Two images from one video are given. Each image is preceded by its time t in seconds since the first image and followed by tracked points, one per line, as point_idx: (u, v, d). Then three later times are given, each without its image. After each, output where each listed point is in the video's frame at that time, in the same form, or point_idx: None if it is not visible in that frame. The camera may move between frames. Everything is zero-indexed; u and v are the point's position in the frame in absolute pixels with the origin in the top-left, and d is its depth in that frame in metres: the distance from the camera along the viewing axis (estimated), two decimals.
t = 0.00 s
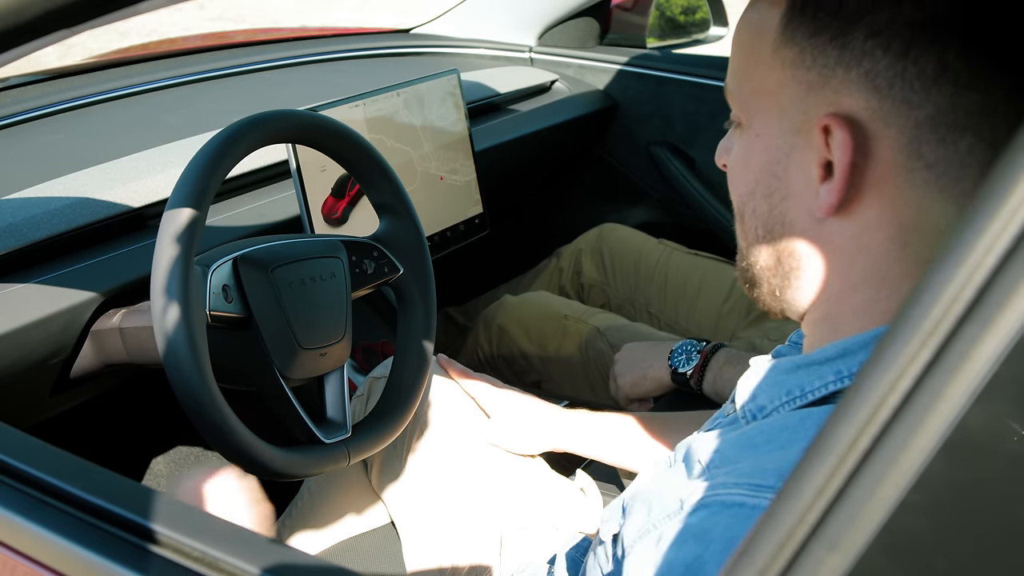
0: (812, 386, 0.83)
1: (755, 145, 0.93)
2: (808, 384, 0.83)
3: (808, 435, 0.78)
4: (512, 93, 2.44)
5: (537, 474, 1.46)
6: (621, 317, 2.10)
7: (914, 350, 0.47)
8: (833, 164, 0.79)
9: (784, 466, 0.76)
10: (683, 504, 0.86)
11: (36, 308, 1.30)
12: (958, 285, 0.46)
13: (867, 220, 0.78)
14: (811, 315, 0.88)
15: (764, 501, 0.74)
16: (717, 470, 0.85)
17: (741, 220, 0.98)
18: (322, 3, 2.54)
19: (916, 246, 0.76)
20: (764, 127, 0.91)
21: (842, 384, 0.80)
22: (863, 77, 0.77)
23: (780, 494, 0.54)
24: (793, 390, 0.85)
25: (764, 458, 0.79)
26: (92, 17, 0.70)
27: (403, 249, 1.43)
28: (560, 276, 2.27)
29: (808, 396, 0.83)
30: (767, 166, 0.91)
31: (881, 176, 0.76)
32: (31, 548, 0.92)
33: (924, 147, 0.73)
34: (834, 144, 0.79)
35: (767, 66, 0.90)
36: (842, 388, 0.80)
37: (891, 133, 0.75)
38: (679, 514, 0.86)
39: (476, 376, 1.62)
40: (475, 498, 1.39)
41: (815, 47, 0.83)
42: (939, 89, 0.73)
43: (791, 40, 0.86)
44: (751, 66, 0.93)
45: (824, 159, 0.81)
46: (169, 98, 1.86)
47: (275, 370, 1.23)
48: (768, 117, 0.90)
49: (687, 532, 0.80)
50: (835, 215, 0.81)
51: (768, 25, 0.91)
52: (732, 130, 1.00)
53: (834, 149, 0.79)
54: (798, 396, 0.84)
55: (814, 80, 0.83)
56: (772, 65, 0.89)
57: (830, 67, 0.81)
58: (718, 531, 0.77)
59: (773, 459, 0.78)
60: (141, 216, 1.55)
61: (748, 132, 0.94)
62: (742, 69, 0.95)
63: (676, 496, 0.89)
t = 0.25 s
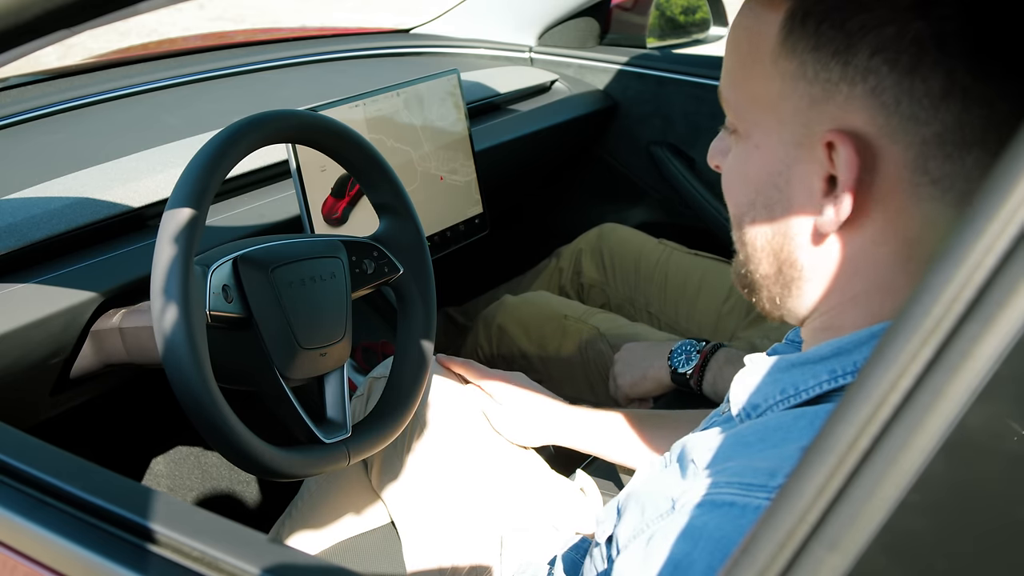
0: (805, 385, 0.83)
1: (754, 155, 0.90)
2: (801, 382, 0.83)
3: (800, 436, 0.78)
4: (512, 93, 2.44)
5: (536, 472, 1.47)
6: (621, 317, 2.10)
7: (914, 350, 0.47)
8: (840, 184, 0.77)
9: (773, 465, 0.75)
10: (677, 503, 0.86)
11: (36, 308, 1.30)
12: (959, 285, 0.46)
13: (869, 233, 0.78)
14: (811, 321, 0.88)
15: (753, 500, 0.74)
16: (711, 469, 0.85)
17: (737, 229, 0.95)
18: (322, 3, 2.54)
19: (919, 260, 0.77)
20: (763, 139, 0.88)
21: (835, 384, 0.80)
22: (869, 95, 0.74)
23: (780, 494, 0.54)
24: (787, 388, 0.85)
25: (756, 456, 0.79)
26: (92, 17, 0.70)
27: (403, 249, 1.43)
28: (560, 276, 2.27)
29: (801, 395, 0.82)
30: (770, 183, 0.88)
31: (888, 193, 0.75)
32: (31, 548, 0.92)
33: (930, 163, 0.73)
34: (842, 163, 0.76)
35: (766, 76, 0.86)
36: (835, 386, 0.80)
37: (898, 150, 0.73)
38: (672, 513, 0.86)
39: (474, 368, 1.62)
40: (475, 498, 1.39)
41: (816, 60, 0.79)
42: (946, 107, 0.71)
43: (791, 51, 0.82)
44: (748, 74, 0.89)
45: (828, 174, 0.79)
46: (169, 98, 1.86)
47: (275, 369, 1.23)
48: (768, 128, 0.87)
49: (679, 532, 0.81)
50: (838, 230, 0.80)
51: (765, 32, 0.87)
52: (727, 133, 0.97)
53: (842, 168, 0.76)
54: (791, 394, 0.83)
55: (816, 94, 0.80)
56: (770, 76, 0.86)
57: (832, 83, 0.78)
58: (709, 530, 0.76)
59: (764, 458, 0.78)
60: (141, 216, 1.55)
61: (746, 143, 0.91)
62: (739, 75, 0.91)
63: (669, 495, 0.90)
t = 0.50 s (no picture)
0: (805, 385, 0.83)
1: (747, 163, 0.90)
2: (800, 383, 0.83)
3: (799, 436, 0.78)
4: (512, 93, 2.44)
5: (536, 472, 1.47)
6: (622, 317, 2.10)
7: (914, 350, 0.47)
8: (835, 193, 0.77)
9: (773, 466, 0.75)
10: (676, 504, 0.86)
11: (36, 308, 1.30)
12: (959, 284, 0.46)
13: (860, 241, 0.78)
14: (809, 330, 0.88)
15: (753, 502, 0.74)
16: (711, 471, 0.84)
17: (731, 235, 0.94)
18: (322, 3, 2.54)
19: (917, 264, 0.77)
20: (757, 146, 0.87)
21: (835, 384, 0.80)
22: (861, 102, 0.75)
23: (780, 494, 0.54)
24: (787, 388, 0.85)
25: (756, 457, 0.79)
26: (92, 17, 0.70)
27: (403, 248, 1.43)
28: (560, 276, 2.27)
29: (801, 395, 0.82)
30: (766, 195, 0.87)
31: (884, 199, 0.75)
32: (31, 548, 0.92)
33: (926, 168, 0.73)
34: (837, 172, 0.76)
35: (759, 85, 0.86)
36: (835, 387, 0.80)
37: (894, 157, 0.73)
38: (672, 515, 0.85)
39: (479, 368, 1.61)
40: (475, 498, 1.39)
41: (808, 68, 0.79)
42: (940, 112, 0.71)
43: (782, 60, 0.82)
44: (739, 83, 0.89)
45: (823, 182, 0.79)
46: (169, 98, 1.86)
47: (275, 369, 1.23)
48: (761, 136, 0.87)
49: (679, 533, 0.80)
50: (835, 236, 0.79)
51: (754, 39, 0.86)
52: (720, 141, 0.96)
53: (837, 176, 0.76)
54: (791, 394, 0.84)
55: (808, 103, 0.80)
56: (761, 84, 0.86)
57: (824, 91, 0.78)
58: (708, 532, 0.76)
59: (764, 459, 0.78)
60: (141, 216, 1.55)
61: (739, 150, 0.91)
62: (730, 83, 0.91)
63: (668, 496, 0.89)
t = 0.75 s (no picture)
0: (805, 387, 0.83)
1: (749, 161, 0.90)
2: (800, 385, 0.83)
3: (798, 440, 0.77)
4: (512, 93, 2.44)
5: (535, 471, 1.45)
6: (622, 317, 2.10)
7: (914, 350, 0.47)
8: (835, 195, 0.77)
9: (773, 470, 0.75)
10: (676, 502, 0.86)
11: (36, 308, 1.30)
12: (959, 285, 0.46)
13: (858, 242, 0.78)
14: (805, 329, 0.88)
15: (753, 506, 0.74)
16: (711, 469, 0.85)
17: (731, 234, 0.94)
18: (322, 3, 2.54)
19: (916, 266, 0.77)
20: (759, 145, 0.88)
21: (835, 387, 0.80)
22: (865, 102, 0.75)
23: (780, 494, 0.54)
24: (786, 390, 0.85)
25: (756, 459, 0.79)
26: (92, 17, 0.71)
27: (403, 248, 1.43)
28: (560, 276, 2.27)
29: (801, 397, 0.83)
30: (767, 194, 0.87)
31: (885, 202, 0.75)
32: (31, 548, 0.92)
33: (928, 170, 0.73)
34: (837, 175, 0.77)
35: (762, 84, 0.86)
36: (835, 390, 0.80)
37: (895, 158, 0.74)
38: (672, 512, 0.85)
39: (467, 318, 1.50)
40: (474, 497, 1.39)
41: (812, 67, 0.79)
42: (943, 114, 0.72)
43: (786, 59, 0.82)
44: (742, 81, 0.89)
45: (824, 183, 0.79)
46: (169, 98, 1.86)
47: (275, 369, 1.23)
48: (764, 136, 0.87)
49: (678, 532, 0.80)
50: (834, 239, 0.80)
51: (758, 38, 0.86)
52: (722, 139, 0.96)
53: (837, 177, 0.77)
54: (790, 396, 0.84)
55: (811, 102, 0.80)
56: (765, 83, 0.86)
57: (827, 91, 0.78)
58: (707, 531, 0.76)
59: (763, 463, 0.77)
60: (141, 216, 1.55)
61: (743, 148, 0.90)
62: (734, 82, 0.90)
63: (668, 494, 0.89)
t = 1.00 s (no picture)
0: (800, 380, 0.82)
1: (762, 135, 0.90)
2: (795, 377, 0.82)
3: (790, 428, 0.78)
4: (512, 93, 2.44)
5: (534, 472, 1.43)
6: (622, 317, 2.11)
7: (914, 350, 0.47)
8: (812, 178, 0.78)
9: (762, 451, 0.77)
10: (665, 468, 0.88)
11: (36, 308, 1.31)
12: (959, 284, 0.46)
13: (830, 237, 0.79)
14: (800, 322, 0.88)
15: (740, 481, 0.76)
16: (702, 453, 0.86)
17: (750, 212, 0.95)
18: (322, 3, 2.54)
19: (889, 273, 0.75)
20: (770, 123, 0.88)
21: (829, 379, 0.79)
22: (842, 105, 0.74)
23: (780, 494, 0.54)
24: (782, 383, 0.84)
25: (746, 443, 0.80)
26: (92, 17, 0.70)
27: (404, 248, 1.43)
28: (560, 277, 2.27)
29: (795, 390, 0.82)
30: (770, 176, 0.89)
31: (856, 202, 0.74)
32: (31, 548, 0.92)
33: (899, 177, 0.71)
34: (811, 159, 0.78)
35: (772, 67, 0.87)
36: (830, 382, 0.79)
37: (866, 163, 0.73)
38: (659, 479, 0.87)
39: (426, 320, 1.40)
40: (473, 497, 1.39)
41: (807, 61, 0.79)
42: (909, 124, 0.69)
43: (791, 47, 0.82)
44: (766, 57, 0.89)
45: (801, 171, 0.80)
46: (169, 99, 1.86)
47: (275, 369, 1.23)
48: (771, 119, 0.88)
49: (666, 495, 0.82)
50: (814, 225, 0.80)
51: (781, 20, 0.87)
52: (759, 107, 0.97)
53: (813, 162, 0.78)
54: (786, 388, 0.83)
55: (803, 94, 0.79)
56: (777, 65, 0.85)
57: (815, 85, 0.77)
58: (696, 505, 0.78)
59: (755, 444, 0.79)
60: (141, 216, 1.55)
61: (758, 128, 0.91)
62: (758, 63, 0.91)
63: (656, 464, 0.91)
